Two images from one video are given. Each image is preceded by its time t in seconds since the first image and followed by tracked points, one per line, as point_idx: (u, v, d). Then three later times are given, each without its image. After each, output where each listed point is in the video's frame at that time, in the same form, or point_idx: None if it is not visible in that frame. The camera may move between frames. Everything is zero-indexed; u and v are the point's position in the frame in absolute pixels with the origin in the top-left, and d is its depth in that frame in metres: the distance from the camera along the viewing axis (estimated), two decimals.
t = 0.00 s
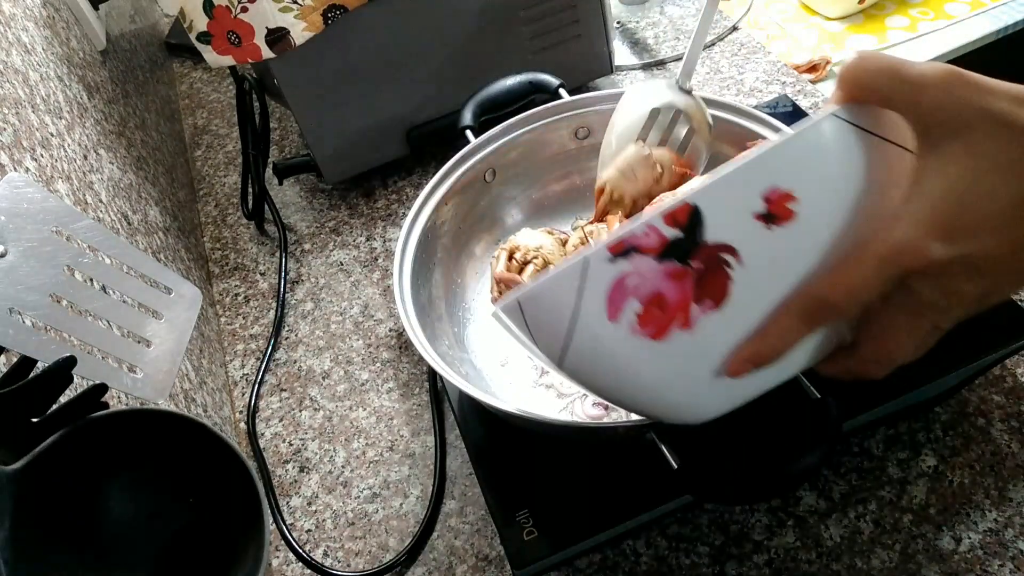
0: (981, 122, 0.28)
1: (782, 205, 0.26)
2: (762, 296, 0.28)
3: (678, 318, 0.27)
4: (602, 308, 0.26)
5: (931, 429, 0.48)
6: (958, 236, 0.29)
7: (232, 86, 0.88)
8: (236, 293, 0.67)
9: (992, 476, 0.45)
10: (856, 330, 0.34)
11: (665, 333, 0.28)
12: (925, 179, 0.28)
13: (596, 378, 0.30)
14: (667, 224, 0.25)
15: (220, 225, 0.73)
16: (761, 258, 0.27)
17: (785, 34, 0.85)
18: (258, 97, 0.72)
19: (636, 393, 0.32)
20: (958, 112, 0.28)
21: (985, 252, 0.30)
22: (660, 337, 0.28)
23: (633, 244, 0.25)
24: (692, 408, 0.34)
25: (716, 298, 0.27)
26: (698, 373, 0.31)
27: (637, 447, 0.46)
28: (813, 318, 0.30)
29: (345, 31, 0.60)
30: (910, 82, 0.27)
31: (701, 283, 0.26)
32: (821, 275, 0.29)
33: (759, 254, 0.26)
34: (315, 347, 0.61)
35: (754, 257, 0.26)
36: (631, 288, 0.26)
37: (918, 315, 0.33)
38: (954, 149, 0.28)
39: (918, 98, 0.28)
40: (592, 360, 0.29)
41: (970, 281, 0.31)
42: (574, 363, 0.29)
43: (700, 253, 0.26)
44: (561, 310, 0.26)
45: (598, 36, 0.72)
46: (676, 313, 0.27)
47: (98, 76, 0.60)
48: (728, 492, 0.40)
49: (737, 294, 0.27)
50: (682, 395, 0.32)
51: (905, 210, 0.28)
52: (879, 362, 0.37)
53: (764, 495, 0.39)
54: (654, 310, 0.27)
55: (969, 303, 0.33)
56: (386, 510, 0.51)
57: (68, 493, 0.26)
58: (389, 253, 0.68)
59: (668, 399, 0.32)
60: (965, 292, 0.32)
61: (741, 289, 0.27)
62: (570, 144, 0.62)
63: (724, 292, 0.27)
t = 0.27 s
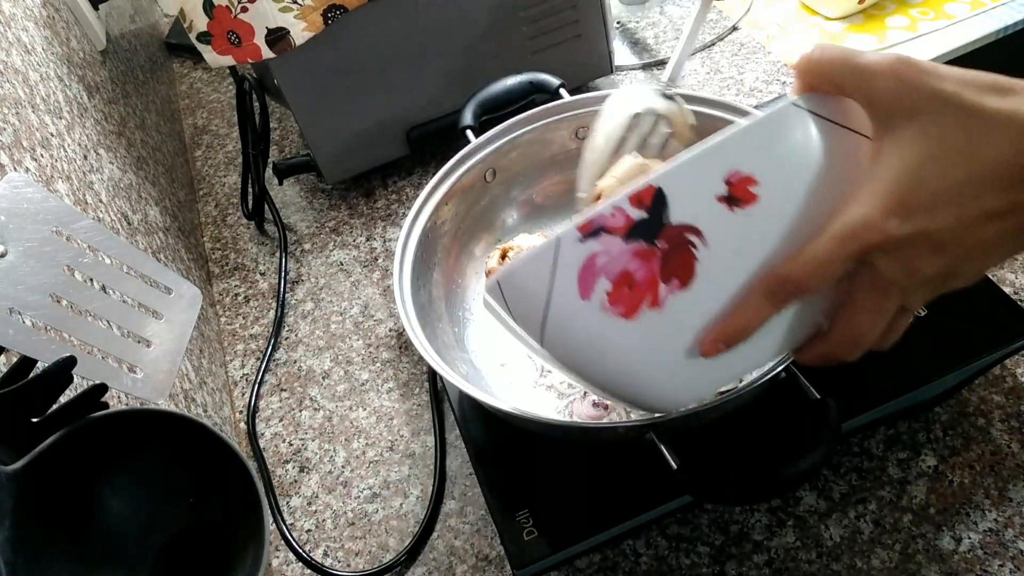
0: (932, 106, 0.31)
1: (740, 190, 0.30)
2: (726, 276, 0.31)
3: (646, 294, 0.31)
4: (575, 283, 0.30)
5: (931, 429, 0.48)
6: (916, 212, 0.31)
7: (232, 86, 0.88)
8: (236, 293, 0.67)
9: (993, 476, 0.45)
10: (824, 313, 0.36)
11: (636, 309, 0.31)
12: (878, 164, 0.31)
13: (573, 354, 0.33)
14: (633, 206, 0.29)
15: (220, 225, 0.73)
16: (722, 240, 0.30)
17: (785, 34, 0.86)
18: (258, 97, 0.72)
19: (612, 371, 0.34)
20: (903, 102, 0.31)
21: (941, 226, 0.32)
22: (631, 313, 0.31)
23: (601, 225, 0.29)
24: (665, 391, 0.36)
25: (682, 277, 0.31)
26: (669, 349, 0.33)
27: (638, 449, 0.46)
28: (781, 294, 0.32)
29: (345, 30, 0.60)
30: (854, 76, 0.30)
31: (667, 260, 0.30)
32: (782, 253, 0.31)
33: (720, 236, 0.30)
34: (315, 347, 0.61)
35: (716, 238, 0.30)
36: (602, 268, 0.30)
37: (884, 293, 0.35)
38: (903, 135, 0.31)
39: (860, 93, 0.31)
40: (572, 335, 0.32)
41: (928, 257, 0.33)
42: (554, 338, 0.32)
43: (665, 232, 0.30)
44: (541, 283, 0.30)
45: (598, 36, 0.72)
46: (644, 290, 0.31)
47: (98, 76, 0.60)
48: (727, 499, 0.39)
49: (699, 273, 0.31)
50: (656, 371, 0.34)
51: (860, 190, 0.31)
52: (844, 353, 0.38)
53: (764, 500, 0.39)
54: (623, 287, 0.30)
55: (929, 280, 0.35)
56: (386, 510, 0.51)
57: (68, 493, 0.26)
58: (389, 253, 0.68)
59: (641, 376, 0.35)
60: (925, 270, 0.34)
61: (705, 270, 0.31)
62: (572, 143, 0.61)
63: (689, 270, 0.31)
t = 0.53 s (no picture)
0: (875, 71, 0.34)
1: (694, 149, 0.32)
2: (682, 231, 0.34)
3: (601, 243, 0.34)
4: (539, 227, 0.34)
5: (931, 429, 0.48)
6: (861, 163, 0.33)
7: (232, 86, 0.88)
8: (236, 293, 0.67)
9: (993, 476, 0.45)
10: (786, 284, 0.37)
11: (592, 258, 0.34)
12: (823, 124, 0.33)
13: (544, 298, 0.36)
14: (593, 159, 0.32)
15: (220, 225, 0.73)
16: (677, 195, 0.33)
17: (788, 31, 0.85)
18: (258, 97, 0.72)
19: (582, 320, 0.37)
20: (846, 68, 0.33)
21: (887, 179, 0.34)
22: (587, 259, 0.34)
23: (563, 174, 0.32)
24: (642, 352, 0.39)
25: (636, 230, 0.33)
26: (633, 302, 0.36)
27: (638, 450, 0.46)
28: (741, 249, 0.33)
29: (345, 30, 0.60)
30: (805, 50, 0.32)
31: (621, 212, 0.33)
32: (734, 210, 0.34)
33: (675, 191, 0.33)
34: (315, 347, 0.61)
35: (671, 194, 0.33)
36: (561, 213, 0.33)
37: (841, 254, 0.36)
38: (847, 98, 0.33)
39: (808, 66, 0.33)
40: (536, 277, 0.35)
41: (877, 212, 0.35)
42: (523, 280, 0.36)
43: (620, 185, 0.33)
44: (508, 222, 0.34)
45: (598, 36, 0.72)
46: (601, 240, 0.34)
47: (98, 76, 0.60)
48: (726, 504, 0.38)
49: (654, 227, 0.33)
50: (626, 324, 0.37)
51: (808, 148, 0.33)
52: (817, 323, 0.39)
53: (764, 503, 0.38)
54: (581, 235, 0.34)
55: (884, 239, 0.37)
56: (386, 510, 0.51)
57: (68, 493, 0.26)
58: (389, 253, 0.68)
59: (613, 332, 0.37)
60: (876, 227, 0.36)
61: (659, 225, 0.33)
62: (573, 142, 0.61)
63: (643, 225, 0.33)
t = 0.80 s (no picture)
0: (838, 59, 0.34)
1: (665, 141, 0.35)
2: (655, 217, 0.35)
3: (580, 228, 0.35)
4: (521, 213, 0.35)
5: (931, 430, 0.48)
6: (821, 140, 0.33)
7: (232, 86, 0.88)
8: (236, 293, 0.67)
9: (993, 476, 0.45)
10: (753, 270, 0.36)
11: (570, 242, 0.35)
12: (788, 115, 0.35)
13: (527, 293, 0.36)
14: (572, 150, 0.35)
15: (220, 225, 0.73)
16: (649, 183, 0.35)
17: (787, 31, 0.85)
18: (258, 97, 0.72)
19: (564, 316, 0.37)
20: (813, 64, 0.34)
21: (855, 165, 0.33)
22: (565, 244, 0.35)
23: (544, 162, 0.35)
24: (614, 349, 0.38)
25: (610, 216, 0.35)
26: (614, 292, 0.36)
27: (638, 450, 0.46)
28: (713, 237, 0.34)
29: (345, 30, 0.60)
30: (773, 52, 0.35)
31: (597, 198, 0.35)
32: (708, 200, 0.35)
33: (649, 181, 0.35)
34: (315, 347, 0.61)
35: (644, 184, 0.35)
36: (542, 199, 0.35)
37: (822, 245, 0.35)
38: (811, 89, 0.34)
39: (777, 66, 0.35)
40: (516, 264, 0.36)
41: (851, 199, 0.34)
42: (505, 272, 0.36)
43: (597, 173, 0.35)
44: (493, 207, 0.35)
45: (598, 37, 0.72)
46: (579, 226, 0.35)
47: (98, 76, 0.60)
48: (724, 506, 0.38)
49: (629, 212, 0.35)
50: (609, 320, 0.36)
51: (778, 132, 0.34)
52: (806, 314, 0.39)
53: (764, 503, 0.38)
54: (559, 221, 0.35)
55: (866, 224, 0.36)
56: (386, 510, 0.50)
57: (68, 493, 0.26)
58: (389, 253, 0.68)
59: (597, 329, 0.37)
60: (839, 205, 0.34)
61: (634, 210, 0.35)
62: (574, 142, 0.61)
63: (617, 210, 0.35)
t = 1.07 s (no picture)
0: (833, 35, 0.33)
1: (660, 117, 0.33)
2: (649, 198, 0.33)
3: (565, 206, 0.33)
4: (507, 192, 0.34)
5: (931, 429, 0.48)
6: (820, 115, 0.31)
7: (232, 86, 0.88)
8: (236, 293, 0.67)
9: (992, 476, 0.45)
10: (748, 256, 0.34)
11: (556, 222, 0.33)
12: (786, 93, 0.33)
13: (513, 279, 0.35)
14: (561, 127, 0.34)
15: (220, 225, 0.73)
16: (641, 159, 0.33)
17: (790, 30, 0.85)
18: (258, 97, 0.72)
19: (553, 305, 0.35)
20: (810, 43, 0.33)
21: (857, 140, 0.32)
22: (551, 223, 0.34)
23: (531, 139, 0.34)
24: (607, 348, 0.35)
25: (599, 197, 0.33)
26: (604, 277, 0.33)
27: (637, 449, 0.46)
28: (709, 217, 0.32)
29: (345, 30, 0.60)
30: (770, 33, 0.34)
31: (586, 176, 0.33)
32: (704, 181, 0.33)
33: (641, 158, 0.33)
34: (315, 347, 0.61)
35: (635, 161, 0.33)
36: (527, 177, 0.34)
37: (822, 228, 0.34)
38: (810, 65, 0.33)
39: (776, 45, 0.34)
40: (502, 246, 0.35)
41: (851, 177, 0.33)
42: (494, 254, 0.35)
43: (586, 150, 0.33)
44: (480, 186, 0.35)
45: (599, 37, 0.72)
46: (566, 204, 0.33)
47: (98, 76, 0.60)
48: (724, 505, 0.38)
49: (619, 192, 0.33)
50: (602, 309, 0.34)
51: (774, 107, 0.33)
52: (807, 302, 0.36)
53: (764, 503, 0.38)
54: (546, 200, 0.34)
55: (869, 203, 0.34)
56: (386, 510, 0.51)
57: (67, 493, 0.26)
58: (389, 253, 0.68)
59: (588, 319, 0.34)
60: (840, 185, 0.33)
61: (625, 189, 0.33)
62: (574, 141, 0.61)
63: (606, 191, 0.33)
